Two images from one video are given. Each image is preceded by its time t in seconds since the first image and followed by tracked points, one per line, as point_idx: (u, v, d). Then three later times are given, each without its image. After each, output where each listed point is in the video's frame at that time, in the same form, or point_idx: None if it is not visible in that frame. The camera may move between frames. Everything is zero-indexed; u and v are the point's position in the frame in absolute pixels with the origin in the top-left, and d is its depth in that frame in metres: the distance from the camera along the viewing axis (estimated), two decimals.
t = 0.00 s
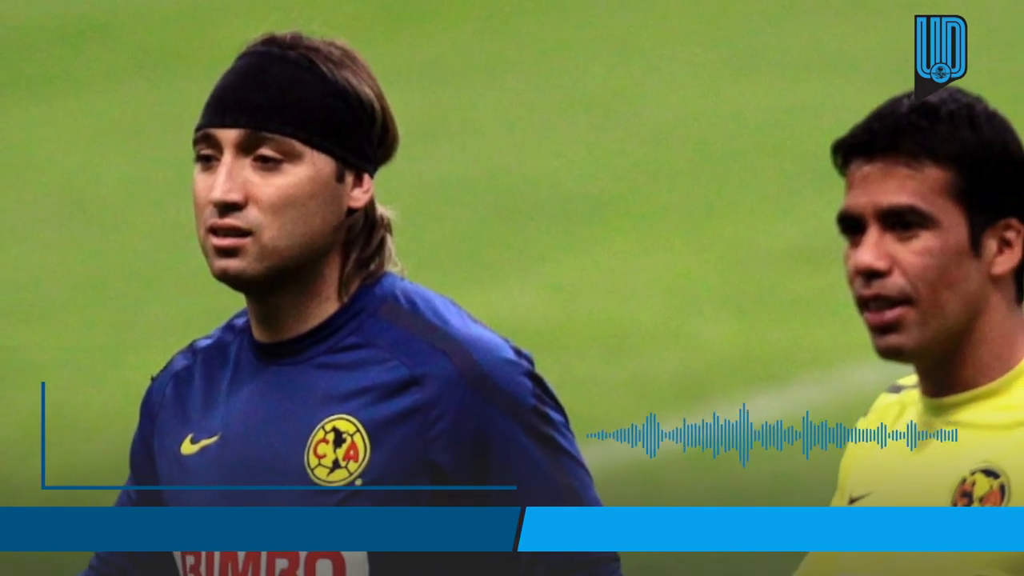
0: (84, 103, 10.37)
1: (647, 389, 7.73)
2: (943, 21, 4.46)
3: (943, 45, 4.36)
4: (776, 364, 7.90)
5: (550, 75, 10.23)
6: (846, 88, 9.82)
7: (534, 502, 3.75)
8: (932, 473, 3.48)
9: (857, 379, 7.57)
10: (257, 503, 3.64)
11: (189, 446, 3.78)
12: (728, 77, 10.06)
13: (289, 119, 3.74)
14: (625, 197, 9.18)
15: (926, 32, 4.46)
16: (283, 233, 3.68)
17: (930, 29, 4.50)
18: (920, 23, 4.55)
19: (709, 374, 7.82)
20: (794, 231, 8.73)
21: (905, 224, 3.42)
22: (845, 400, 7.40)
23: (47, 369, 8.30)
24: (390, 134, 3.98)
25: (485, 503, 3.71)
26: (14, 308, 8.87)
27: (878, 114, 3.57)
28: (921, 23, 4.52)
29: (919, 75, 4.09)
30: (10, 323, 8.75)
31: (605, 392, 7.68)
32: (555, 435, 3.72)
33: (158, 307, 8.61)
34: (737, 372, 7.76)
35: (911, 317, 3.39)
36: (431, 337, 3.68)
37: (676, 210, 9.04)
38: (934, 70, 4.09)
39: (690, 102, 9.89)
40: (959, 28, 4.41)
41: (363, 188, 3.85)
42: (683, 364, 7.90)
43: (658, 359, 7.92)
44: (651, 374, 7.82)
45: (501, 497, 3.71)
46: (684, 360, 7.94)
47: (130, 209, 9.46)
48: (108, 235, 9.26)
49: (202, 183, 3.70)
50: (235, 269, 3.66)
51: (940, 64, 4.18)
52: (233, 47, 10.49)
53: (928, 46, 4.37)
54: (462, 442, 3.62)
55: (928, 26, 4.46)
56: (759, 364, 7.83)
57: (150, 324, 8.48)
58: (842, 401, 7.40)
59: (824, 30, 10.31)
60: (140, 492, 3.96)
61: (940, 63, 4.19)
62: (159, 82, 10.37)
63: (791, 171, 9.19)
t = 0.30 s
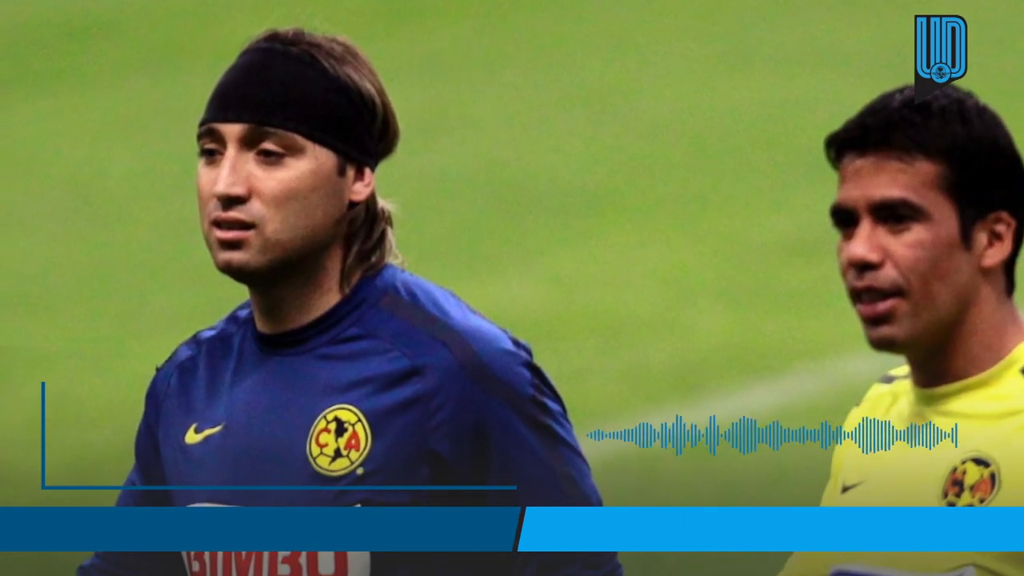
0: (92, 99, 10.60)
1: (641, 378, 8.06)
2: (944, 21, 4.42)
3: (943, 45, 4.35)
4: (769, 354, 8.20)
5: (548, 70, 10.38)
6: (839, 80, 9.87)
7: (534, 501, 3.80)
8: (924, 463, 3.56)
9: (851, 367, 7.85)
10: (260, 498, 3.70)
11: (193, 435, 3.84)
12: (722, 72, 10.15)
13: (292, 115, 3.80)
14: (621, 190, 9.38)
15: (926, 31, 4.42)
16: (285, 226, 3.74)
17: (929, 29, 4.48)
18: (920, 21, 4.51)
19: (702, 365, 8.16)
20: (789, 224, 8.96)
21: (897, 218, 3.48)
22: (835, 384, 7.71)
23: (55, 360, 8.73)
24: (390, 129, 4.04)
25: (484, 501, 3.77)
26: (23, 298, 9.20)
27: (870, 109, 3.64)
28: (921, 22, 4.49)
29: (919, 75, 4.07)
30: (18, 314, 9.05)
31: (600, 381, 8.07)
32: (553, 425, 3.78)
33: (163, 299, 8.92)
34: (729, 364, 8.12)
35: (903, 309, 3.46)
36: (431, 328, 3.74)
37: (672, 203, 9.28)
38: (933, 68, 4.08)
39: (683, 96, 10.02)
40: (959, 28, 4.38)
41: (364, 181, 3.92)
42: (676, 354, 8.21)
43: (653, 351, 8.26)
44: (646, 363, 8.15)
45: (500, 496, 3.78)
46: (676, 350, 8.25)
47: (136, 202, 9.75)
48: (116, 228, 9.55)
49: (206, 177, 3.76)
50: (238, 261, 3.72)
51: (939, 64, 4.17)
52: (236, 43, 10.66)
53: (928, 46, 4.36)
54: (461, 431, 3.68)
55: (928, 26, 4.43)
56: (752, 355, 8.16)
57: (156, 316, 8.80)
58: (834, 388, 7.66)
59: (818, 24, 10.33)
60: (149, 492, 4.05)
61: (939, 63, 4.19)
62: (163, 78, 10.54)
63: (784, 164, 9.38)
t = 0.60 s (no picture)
0: (97, 94, 10.45)
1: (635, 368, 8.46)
2: (943, 20, 4.61)
3: (942, 43, 4.52)
4: (762, 345, 8.56)
5: (546, 64, 10.14)
6: (833, 78, 9.89)
7: (534, 501, 3.85)
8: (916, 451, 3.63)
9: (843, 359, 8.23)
10: (263, 486, 3.77)
11: (197, 424, 3.91)
12: (718, 67, 10.15)
13: (295, 108, 3.86)
14: (617, 183, 9.63)
15: (926, 30, 4.59)
16: (288, 218, 3.80)
17: (929, 29, 4.63)
18: (920, 21, 4.68)
19: (696, 353, 8.60)
20: (783, 216, 9.26)
21: (890, 210, 3.56)
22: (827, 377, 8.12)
23: (62, 351, 9.11)
24: (391, 122, 4.11)
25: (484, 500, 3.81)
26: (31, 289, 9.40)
27: (863, 103, 3.70)
28: (921, 22, 4.64)
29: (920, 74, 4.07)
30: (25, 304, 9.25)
31: (597, 371, 8.43)
32: (551, 413, 3.84)
33: (168, 289, 9.13)
34: (721, 353, 8.52)
35: (895, 299, 3.54)
36: (431, 318, 3.80)
37: (668, 195, 9.56)
38: (933, 68, 4.10)
39: (679, 91, 10.02)
40: (959, 27, 4.57)
41: (365, 174, 3.98)
42: (671, 344, 8.59)
43: (649, 341, 8.61)
44: (643, 354, 8.54)
45: (500, 496, 3.83)
46: (671, 340, 8.63)
47: (141, 193, 9.92)
48: (121, 219, 9.78)
49: (209, 170, 3.83)
50: (242, 252, 3.78)
51: (940, 64, 4.23)
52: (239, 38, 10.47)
53: (929, 44, 4.52)
54: (461, 419, 3.73)
55: (928, 25, 4.60)
56: (747, 346, 8.54)
57: (160, 307, 9.06)
58: (828, 381, 8.08)
59: (814, 20, 10.31)
60: (155, 491, 4.12)
61: (939, 63, 4.23)
62: (166, 73, 10.40)
63: (779, 159, 9.48)
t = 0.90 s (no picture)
0: (103, 87, 10.74)
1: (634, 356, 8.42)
2: (944, 21, 4.72)
3: (943, 42, 4.60)
4: (755, 332, 8.48)
5: (544, 58, 10.58)
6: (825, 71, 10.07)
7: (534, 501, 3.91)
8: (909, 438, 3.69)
9: (837, 348, 8.25)
10: (266, 472, 3.84)
11: (202, 411, 3.98)
12: (714, 61, 10.36)
13: (297, 101, 3.93)
14: (614, 175, 9.69)
15: (927, 31, 4.69)
16: (290, 209, 3.87)
17: (929, 29, 4.73)
18: (920, 22, 4.78)
19: (693, 344, 8.46)
20: (776, 206, 9.24)
21: (881, 201, 3.63)
22: (824, 368, 8.14)
23: (69, 339, 9.06)
24: (391, 115, 4.17)
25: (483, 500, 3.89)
26: (38, 279, 9.51)
27: (855, 96, 3.77)
28: (922, 24, 4.75)
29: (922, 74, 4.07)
30: (32, 293, 9.36)
31: (595, 361, 8.45)
32: (549, 401, 3.90)
33: (173, 280, 9.22)
34: (718, 341, 8.42)
35: (887, 289, 3.61)
36: (431, 307, 3.87)
37: (664, 186, 9.54)
38: (933, 67, 4.08)
39: (676, 84, 10.21)
40: (959, 28, 4.68)
41: (366, 166, 4.05)
42: (668, 332, 8.53)
43: (646, 328, 8.56)
44: (640, 343, 8.50)
45: (500, 496, 3.90)
46: (668, 328, 8.57)
47: (146, 185, 10.04)
48: (125, 211, 9.90)
49: (213, 162, 3.90)
50: (245, 243, 3.85)
51: (939, 65, 4.17)
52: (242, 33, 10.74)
53: (930, 47, 4.53)
54: (460, 406, 3.80)
55: (929, 25, 4.70)
56: (740, 333, 8.46)
57: (165, 296, 9.13)
58: (820, 368, 8.16)
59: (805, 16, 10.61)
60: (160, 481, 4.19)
61: (939, 63, 4.22)
62: (172, 67, 10.69)
63: (773, 151, 9.62)
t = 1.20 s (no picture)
0: (106, 80, 11.11)
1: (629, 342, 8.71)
2: (944, 21, 4.78)
3: (943, 43, 4.66)
4: (750, 320, 8.82)
5: (542, 51, 10.88)
6: (819, 63, 10.52)
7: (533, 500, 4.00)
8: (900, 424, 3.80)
9: (830, 337, 8.58)
10: (269, 456, 3.91)
11: (205, 398, 4.05)
12: (710, 53, 10.73)
13: (299, 93, 3.99)
14: (612, 166, 9.97)
15: (927, 31, 4.76)
16: (293, 199, 3.94)
17: (930, 28, 4.80)
18: (920, 22, 4.86)
19: (688, 331, 8.80)
20: (771, 197, 9.63)
21: (873, 191, 3.70)
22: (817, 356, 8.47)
23: (74, 327, 9.32)
24: (392, 107, 4.24)
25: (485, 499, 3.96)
26: (44, 270, 9.79)
27: (848, 88, 3.83)
28: (921, 23, 4.81)
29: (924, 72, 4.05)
30: (38, 284, 9.67)
31: (591, 347, 8.69)
32: (546, 387, 3.97)
33: (177, 270, 9.47)
34: (712, 330, 8.77)
35: (879, 277, 3.69)
36: (431, 296, 3.93)
37: (660, 177, 9.88)
38: (934, 68, 4.08)
39: (673, 77, 10.63)
40: (958, 28, 4.75)
41: (368, 157, 4.11)
42: (664, 320, 8.87)
43: (642, 316, 8.87)
44: (636, 330, 8.79)
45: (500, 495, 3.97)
46: (664, 316, 8.91)
47: (152, 177, 10.34)
48: (130, 203, 10.16)
49: (217, 153, 3.97)
50: (248, 232, 3.92)
51: (940, 65, 4.15)
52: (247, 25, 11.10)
53: (929, 49, 4.52)
54: (460, 392, 3.86)
55: (929, 26, 4.77)
56: (735, 322, 8.80)
57: (170, 286, 9.37)
58: (813, 356, 8.46)
59: (797, 7, 10.97)
60: (166, 468, 4.25)
61: (939, 63, 4.20)
62: (177, 60, 11.02)
63: (767, 142, 10.04)
